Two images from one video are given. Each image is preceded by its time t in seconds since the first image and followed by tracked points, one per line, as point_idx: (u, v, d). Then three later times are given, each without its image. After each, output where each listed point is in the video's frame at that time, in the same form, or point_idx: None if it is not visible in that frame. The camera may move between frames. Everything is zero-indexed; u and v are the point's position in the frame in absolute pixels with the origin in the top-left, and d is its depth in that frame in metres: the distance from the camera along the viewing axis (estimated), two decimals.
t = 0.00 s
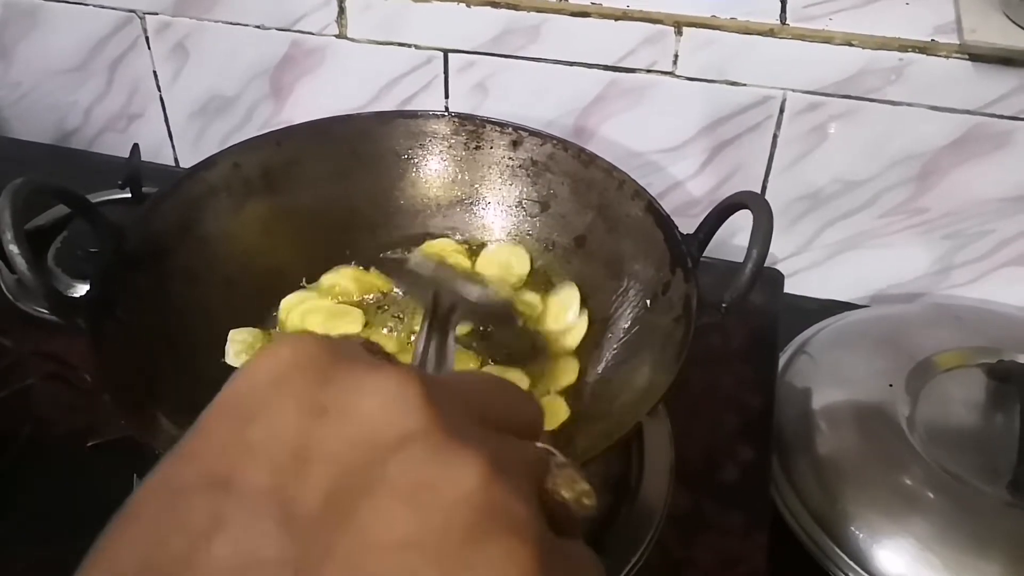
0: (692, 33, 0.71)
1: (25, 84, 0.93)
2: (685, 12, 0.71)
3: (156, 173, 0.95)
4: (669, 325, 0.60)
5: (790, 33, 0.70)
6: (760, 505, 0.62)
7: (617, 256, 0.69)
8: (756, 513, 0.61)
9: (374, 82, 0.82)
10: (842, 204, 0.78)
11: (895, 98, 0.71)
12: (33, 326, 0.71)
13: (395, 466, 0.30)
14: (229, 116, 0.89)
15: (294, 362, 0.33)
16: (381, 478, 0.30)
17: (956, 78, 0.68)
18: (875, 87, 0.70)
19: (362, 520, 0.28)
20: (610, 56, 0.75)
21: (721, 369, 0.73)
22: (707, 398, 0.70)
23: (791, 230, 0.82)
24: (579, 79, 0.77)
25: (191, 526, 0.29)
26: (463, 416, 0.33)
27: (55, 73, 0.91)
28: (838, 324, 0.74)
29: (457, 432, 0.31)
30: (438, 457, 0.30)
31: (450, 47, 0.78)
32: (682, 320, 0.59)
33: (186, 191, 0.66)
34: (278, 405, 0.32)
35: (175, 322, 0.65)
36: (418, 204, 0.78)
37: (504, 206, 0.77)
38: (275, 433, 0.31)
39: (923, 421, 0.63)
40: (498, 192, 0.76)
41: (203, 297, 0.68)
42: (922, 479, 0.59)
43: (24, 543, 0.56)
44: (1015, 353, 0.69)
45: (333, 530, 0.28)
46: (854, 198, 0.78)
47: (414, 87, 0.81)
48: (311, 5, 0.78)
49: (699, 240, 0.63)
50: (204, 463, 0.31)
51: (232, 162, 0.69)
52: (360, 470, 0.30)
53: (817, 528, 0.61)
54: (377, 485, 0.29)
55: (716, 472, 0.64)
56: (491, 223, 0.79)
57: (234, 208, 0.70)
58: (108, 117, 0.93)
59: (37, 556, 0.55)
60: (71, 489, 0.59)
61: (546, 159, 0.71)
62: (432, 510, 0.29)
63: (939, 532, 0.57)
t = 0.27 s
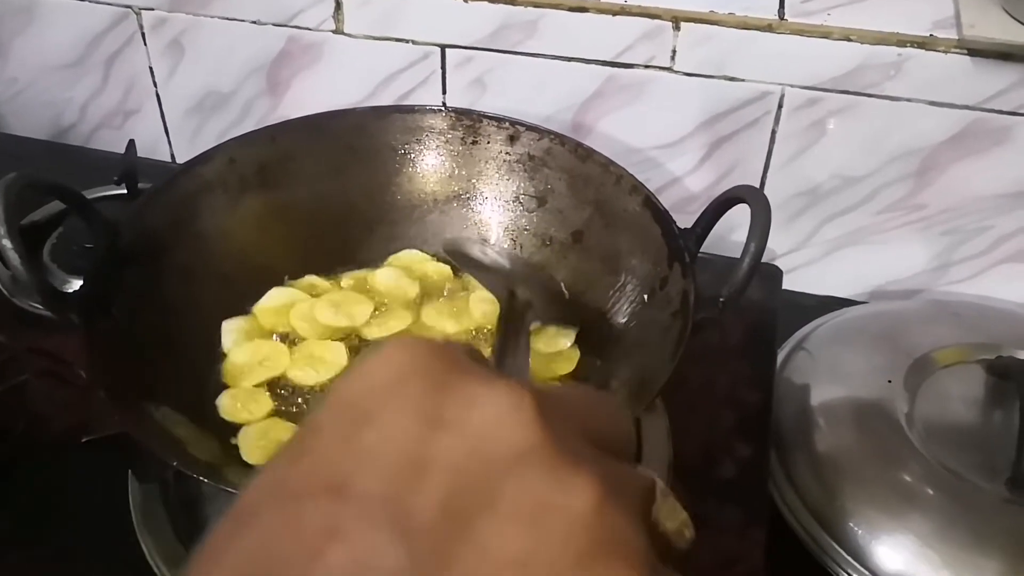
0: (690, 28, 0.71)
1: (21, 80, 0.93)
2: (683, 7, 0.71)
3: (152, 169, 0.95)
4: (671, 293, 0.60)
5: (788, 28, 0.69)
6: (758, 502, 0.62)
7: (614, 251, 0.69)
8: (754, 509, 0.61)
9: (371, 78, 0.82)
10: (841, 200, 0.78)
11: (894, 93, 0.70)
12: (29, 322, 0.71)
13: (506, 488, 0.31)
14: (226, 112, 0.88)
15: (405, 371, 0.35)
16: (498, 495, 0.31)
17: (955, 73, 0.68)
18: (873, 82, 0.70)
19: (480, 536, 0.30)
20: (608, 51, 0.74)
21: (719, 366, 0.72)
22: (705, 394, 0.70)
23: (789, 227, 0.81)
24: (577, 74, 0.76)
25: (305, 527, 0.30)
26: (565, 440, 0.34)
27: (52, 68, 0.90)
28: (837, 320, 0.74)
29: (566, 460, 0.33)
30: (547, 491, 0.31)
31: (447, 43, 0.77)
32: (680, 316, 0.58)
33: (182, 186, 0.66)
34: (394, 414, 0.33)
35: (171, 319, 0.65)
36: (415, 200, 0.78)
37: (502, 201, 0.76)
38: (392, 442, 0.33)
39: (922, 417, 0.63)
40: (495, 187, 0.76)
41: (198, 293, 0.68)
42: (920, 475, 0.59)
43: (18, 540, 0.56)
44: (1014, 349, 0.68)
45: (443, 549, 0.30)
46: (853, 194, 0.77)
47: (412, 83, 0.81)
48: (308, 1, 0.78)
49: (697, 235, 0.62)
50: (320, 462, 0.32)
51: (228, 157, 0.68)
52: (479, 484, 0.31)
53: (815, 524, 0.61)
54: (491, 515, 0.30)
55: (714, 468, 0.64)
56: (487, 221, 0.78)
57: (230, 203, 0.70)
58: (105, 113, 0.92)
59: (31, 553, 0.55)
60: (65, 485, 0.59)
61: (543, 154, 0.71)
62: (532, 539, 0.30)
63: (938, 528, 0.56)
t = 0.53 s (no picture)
0: (693, 27, 0.71)
1: (24, 78, 0.93)
2: (687, 6, 0.71)
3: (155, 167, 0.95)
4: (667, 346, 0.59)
5: (792, 27, 0.69)
6: (762, 500, 0.62)
7: (618, 249, 0.69)
8: (758, 507, 0.61)
9: (375, 76, 0.82)
10: (843, 199, 0.78)
11: (897, 93, 0.70)
12: (32, 320, 0.71)
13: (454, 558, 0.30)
14: (229, 111, 0.88)
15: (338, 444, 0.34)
16: (447, 563, 0.30)
17: (958, 72, 0.68)
18: (877, 81, 0.70)
19: None
20: (611, 49, 0.74)
21: (723, 364, 0.72)
22: (708, 393, 0.70)
23: (792, 226, 0.81)
24: (581, 73, 0.76)
25: None
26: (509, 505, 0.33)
27: (55, 66, 0.90)
28: (840, 319, 0.74)
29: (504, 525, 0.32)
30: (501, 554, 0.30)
31: (451, 41, 0.77)
32: (684, 314, 0.58)
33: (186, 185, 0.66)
34: (329, 488, 0.32)
35: (174, 318, 0.65)
36: (419, 198, 0.78)
37: (506, 199, 0.76)
38: (326, 513, 0.30)
39: (925, 416, 0.63)
40: (500, 186, 0.76)
41: (202, 291, 0.68)
42: (923, 473, 0.59)
43: (22, 537, 0.56)
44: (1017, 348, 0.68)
45: None
46: (856, 193, 0.77)
47: (415, 81, 0.81)
48: None
49: (701, 233, 0.63)
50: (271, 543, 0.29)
51: (231, 156, 0.68)
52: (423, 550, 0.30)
53: (818, 522, 0.61)
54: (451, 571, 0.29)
55: (717, 467, 0.64)
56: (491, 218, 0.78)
57: (234, 201, 0.70)
58: (108, 112, 0.92)
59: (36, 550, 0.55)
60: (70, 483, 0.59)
61: (548, 152, 0.71)
62: None
63: (941, 526, 0.56)
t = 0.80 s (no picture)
0: (699, 26, 0.71)
1: (29, 76, 0.93)
2: (692, 6, 0.71)
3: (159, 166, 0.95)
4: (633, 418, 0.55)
5: (797, 26, 0.69)
6: (767, 499, 0.62)
7: (624, 248, 0.69)
8: (763, 506, 0.61)
9: (380, 76, 0.82)
10: (848, 199, 0.78)
11: (902, 92, 0.70)
12: (38, 318, 0.71)
13: None
14: (234, 109, 0.88)
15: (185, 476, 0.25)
16: None
17: (964, 72, 0.68)
18: (882, 81, 0.70)
19: None
20: (616, 49, 0.74)
21: (727, 364, 0.72)
22: (713, 393, 0.70)
23: (797, 225, 0.81)
24: (586, 72, 0.76)
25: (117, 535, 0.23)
26: (390, 523, 0.25)
27: (60, 65, 0.90)
28: (844, 319, 0.74)
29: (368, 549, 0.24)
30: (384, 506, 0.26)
31: (456, 40, 0.78)
32: (690, 314, 0.58)
33: (192, 183, 0.66)
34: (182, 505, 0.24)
35: (180, 316, 0.65)
36: (425, 197, 0.78)
37: (512, 198, 0.76)
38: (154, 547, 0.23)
39: (929, 415, 0.63)
40: (506, 185, 0.76)
41: (207, 290, 0.68)
42: (927, 472, 0.59)
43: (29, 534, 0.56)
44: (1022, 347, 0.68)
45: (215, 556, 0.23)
46: (860, 192, 0.77)
47: (420, 81, 0.81)
48: None
49: (707, 233, 0.63)
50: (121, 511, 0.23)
51: (238, 155, 0.68)
52: None
53: (823, 521, 0.61)
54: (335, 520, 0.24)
55: (722, 466, 0.64)
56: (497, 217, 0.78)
57: (240, 200, 0.70)
58: (112, 111, 0.92)
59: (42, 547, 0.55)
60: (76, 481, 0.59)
61: (554, 151, 0.71)
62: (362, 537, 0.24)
63: (946, 525, 0.57)
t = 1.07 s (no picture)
0: (703, 27, 0.71)
1: (31, 76, 0.93)
2: (697, 7, 0.71)
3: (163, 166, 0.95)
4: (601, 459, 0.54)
5: (802, 27, 0.69)
6: (772, 501, 0.62)
7: (630, 250, 0.69)
8: (768, 508, 0.61)
9: (383, 76, 0.82)
10: (852, 200, 0.78)
11: (907, 94, 0.70)
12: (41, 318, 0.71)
13: None
14: (237, 109, 0.88)
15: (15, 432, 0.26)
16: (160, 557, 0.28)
17: (968, 73, 0.68)
18: (887, 82, 0.70)
19: None
20: (620, 49, 0.74)
21: (731, 365, 0.72)
22: (717, 394, 0.70)
23: (800, 226, 0.81)
24: (590, 73, 0.76)
25: None
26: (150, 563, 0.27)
27: (63, 65, 0.90)
28: (847, 320, 0.74)
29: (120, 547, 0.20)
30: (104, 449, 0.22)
31: (460, 41, 0.77)
32: (695, 315, 0.58)
33: (196, 183, 0.66)
34: None
35: (184, 316, 0.65)
36: (429, 198, 0.78)
37: (516, 199, 0.77)
38: None
39: (933, 416, 0.63)
40: (510, 186, 0.76)
41: (211, 290, 0.68)
42: (931, 474, 0.59)
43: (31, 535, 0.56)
44: None
45: None
46: (864, 193, 0.77)
47: (424, 81, 0.81)
48: None
49: (713, 234, 0.63)
50: None
51: (242, 155, 0.68)
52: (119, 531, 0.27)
53: (826, 522, 0.61)
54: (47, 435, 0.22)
55: (726, 467, 0.64)
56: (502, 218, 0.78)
57: (244, 201, 0.70)
58: (115, 110, 0.92)
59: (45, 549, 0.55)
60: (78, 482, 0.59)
61: (558, 152, 0.71)
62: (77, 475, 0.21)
63: (950, 527, 0.56)
